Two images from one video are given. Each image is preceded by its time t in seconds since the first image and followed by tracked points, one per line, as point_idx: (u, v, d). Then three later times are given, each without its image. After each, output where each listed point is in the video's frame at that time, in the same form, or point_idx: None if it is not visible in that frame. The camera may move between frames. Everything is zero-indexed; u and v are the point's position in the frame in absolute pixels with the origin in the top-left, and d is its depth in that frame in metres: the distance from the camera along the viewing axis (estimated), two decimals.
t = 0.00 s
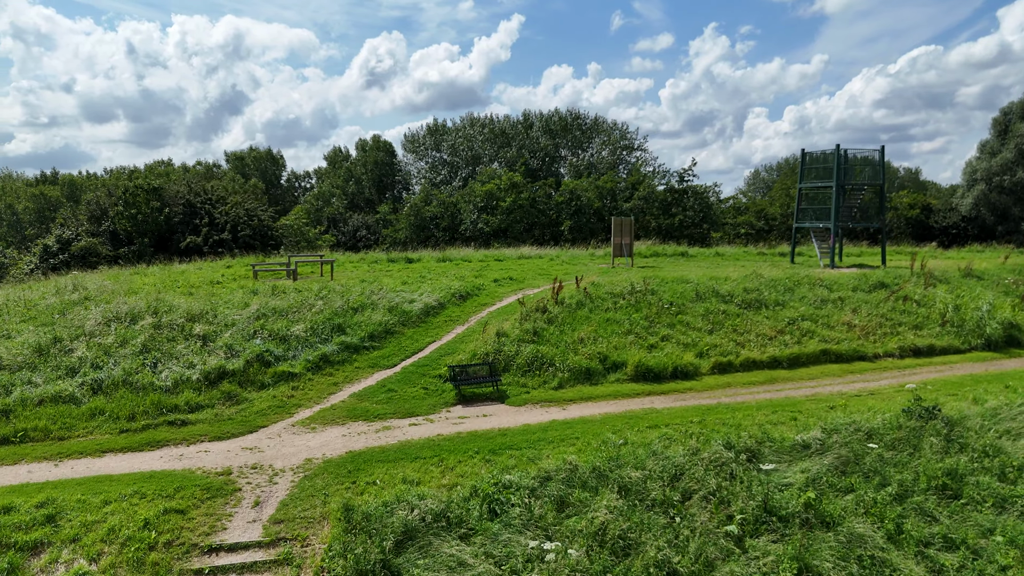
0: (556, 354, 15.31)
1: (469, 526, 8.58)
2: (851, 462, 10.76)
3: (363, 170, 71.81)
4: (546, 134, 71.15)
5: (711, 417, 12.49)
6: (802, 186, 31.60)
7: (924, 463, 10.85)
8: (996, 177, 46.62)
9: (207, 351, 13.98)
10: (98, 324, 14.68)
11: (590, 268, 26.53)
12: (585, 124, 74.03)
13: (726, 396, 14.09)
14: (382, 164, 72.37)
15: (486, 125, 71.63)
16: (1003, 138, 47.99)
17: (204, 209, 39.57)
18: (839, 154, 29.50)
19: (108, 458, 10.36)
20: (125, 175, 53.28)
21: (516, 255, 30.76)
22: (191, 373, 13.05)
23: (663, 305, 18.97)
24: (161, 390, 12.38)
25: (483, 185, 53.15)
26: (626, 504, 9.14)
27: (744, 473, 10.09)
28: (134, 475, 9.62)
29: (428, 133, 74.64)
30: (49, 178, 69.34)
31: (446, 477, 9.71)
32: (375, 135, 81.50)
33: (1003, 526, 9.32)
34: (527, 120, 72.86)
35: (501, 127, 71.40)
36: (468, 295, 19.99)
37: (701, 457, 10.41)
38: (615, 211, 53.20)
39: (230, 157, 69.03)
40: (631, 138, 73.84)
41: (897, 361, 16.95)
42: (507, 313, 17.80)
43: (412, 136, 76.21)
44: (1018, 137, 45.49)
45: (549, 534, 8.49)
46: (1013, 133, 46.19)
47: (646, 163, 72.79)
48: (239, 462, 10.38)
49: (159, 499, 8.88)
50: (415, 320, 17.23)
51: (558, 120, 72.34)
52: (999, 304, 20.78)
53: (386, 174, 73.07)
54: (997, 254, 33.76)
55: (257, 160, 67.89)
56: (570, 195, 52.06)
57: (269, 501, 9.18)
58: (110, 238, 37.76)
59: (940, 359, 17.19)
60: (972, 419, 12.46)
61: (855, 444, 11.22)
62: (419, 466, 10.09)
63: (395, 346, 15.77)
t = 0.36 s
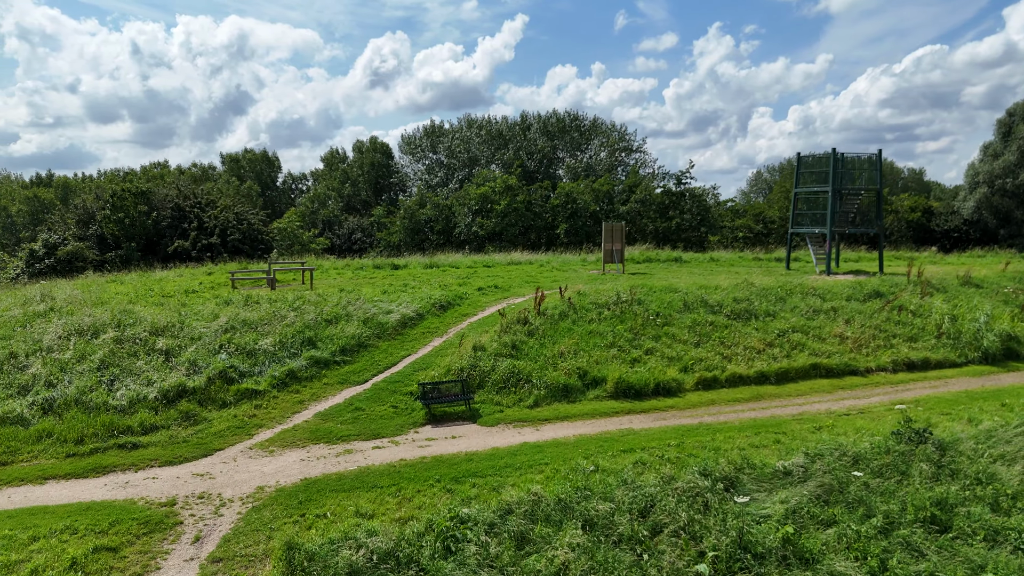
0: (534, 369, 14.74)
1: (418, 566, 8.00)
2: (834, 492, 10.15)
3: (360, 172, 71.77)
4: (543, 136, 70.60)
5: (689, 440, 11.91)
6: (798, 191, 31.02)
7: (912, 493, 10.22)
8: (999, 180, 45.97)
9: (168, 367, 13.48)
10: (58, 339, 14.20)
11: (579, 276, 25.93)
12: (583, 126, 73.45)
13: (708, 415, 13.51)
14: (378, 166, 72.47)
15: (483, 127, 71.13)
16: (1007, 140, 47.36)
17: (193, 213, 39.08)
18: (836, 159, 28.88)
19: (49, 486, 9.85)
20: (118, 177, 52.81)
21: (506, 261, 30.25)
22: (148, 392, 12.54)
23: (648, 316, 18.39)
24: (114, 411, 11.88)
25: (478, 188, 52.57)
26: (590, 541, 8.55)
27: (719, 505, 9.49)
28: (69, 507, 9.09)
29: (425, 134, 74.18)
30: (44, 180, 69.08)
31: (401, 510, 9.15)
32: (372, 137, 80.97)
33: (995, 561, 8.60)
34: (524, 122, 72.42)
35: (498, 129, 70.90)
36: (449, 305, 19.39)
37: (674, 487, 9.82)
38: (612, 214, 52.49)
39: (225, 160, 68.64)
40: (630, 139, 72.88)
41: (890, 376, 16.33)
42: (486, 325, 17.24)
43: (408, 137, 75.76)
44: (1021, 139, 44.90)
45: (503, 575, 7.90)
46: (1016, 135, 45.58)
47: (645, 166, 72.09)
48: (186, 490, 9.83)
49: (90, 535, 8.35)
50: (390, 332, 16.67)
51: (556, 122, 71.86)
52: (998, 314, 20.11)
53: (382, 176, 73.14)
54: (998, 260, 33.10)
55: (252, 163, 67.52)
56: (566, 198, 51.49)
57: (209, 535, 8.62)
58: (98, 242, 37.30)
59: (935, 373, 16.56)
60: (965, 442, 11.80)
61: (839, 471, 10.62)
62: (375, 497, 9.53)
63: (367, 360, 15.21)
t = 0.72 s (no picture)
0: (509, 386, 14.14)
1: None
2: (815, 524, 9.53)
3: (356, 174, 71.37)
4: (540, 137, 69.99)
5: (665, 465, 11.29)
6: (794, 196, 30.41)
7: (897, 526, 9.54)
8: (1001, 182, 45.17)
9: (125, 385, 12.98)
10: (13, 355, 13.72)
11: (567, 283, 25.34)
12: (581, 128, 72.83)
13: (688, 436, 12.90)
14: (374, 167, 72.03)
15: (480, 129, 70.60)
16: (1009, 142, 46.56)
17: (181, 216, 38.68)
18: (833, 163, 28.25)
19: None
20: (110, 180, 52.41)
21: (495, 267, 29.69)
22: (100, 412, 12.03)
23: (632, 328, 17.77)
24: (62, 433, 11.38)
25: (472, 190, 52.00)
26: None
27: (689, 542, 8.87)
28: None
29: (422, 136, 73.70)
30: (39, 182, 68.77)
31: (347, 547, 8.57)
32: (369, 138, 80.47)
33: None
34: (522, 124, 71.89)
35: (495, 130, 70.32)
36: (428, 316, 18.80)
37: (641, 521, 9.21)
38: (608, 217, 51.85)
39: (221, 161, 68.27)
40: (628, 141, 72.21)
41: (882, 392, 15.69)
42: (464, 337, 16.67)
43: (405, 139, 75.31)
44: None
45: None
46: (1019, 137, 44.76)
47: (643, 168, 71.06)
48: (126, 523, 9.30)
49: None
50: (363, 345, 16.09)
51: (553, 123, 71.29)
52: (996, 326, 19.44)
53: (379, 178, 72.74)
54: (998, 266, 32.41)
55: (247, 164, 67.14)
56: (561, 200, 50.89)
57: (139, 574, 8.07)
58: (84, 247, 36.89)
59: (928, 390, 15.92)
60: (956, 468, 11.14)
61: (820, 502, 9.99)
62: (323, 531, 8.94)
63: (336, 376, 14.63)
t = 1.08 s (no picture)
0: (481, 406, 13.54)
1: None
2: (793, 563, 8.91)
3: (352, 176, 70.86)
4: (537, 139, 69.43)
5: (638, 494, 10.69)
6: (787, 201, 29.83)
7: (881, 565, 8.90)
8: (1003, 185, 44.44)
9: (77, 406, 12.45)
10: None
11: (555, 292, 24.76)
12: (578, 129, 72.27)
13: (666, 459, 12.31)
14: (370, 169, 71.49)
15: (477, 130, 70.08)
16: (1011, 144, 45.83)
17: (168, 221, 38.25)
18: (828, 167, 27.64)
19: None
20: (101, 183, 51.97)
21: (482, 274, 29.16)
22: (47, 435, 11.50)
23: (615, 341, 17.19)
24: (4, 460, 10.87)
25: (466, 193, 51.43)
26: None
27: None
28: None
29: (418, 138, 73.19)
30: (33, 184, 68.40)
31: None
32: (365, 140, 79.95)
33: None
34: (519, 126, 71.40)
35: (491, 132, 69.78)
36: (406, 327, 18.22)
37: (604, 562, 8.58)
38: (604, 220, 51.21)
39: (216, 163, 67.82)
40: (626, 142, 71.58)
41: (872, 411, 15.08)
42: (439, 352, 16.08)
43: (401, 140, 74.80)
44: None
45: None
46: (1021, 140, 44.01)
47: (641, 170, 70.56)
48: (57, 560, 8.74)
49: None
50: (334, 360, 15.53)
51: (550, 125, 70.71)
52: (993, 339, 18.78)
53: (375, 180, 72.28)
54: (998, 272, 31.72)
55: (242, 166, 66.69)
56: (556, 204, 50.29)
57: None
58: (70, 251, 36.46)
59: (921, 408, 15.29)
60: (947, 499, 10.48)
61: (799, 539, 9.34)
62: (264, 572, 8.37)
63: (303, 395, 14.06)
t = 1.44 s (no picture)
0: (450, 426, 12.99)
1: None
2: None
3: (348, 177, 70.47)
4: (534, 141, 68.89)
5: (607, 525, 10.10)
6: (781, 207, 29.25)
7: None
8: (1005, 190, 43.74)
9: (26, 427, 11.98)
10: None
11: (541, 301, 24.18)
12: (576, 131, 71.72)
13: (641, 485, 11.73)
14: (366, 171, 70.92)
15: (473, 132, 69.57)
16: (1013, 148, 45.14)
17: (155, 225, 37.80)
18: (822, 173, 27.06)
19: None
20: (93, 185, 51.55)
21: (470, 281, 28.61)
22: None
23: (595, 355, 16.61)
24: None
25: (460, 196, 50.88)
26: None
27: None
28: None
29: (414, 139, 72.70)
30: (27, 186, 68.14)
31: None
32: (362, 141, 79.45)
33: None
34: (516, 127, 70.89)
35: (488, 134, 69.25)
36: (382, 339, 17.66)
37: None
38: (600, 224, 50.60)
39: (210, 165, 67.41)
40: (624, 144, 71.01)
41: (861, 430, 14.48)
42: (411, 367, 15.53)
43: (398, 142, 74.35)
44: None
45: None
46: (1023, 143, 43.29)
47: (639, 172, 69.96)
48: None
49: None
50: (302, 376, 14.98)
51: (547, 127, 70.18)
52: (989, 352, 18.16)
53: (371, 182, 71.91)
54: (998, 279, 31.07)
55: (237, 168, 66.30)
56: (551, 207, 49.73)
57: None
58: (56, 255, 36.06)
59: (911, 427, 14.69)
60: (934, 531, 9.86)
61: None
62: None
63: (266, 413, 13.52)
